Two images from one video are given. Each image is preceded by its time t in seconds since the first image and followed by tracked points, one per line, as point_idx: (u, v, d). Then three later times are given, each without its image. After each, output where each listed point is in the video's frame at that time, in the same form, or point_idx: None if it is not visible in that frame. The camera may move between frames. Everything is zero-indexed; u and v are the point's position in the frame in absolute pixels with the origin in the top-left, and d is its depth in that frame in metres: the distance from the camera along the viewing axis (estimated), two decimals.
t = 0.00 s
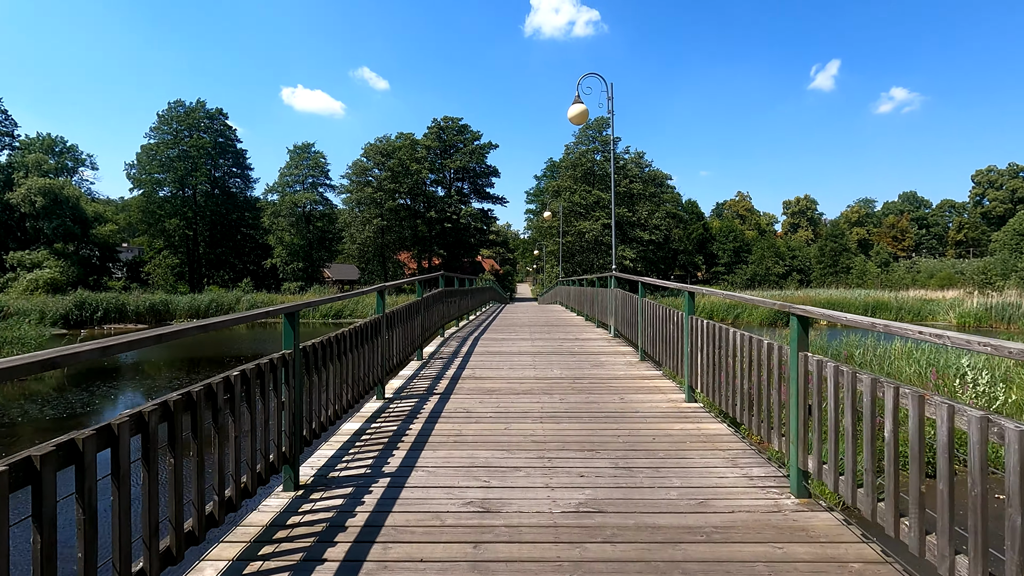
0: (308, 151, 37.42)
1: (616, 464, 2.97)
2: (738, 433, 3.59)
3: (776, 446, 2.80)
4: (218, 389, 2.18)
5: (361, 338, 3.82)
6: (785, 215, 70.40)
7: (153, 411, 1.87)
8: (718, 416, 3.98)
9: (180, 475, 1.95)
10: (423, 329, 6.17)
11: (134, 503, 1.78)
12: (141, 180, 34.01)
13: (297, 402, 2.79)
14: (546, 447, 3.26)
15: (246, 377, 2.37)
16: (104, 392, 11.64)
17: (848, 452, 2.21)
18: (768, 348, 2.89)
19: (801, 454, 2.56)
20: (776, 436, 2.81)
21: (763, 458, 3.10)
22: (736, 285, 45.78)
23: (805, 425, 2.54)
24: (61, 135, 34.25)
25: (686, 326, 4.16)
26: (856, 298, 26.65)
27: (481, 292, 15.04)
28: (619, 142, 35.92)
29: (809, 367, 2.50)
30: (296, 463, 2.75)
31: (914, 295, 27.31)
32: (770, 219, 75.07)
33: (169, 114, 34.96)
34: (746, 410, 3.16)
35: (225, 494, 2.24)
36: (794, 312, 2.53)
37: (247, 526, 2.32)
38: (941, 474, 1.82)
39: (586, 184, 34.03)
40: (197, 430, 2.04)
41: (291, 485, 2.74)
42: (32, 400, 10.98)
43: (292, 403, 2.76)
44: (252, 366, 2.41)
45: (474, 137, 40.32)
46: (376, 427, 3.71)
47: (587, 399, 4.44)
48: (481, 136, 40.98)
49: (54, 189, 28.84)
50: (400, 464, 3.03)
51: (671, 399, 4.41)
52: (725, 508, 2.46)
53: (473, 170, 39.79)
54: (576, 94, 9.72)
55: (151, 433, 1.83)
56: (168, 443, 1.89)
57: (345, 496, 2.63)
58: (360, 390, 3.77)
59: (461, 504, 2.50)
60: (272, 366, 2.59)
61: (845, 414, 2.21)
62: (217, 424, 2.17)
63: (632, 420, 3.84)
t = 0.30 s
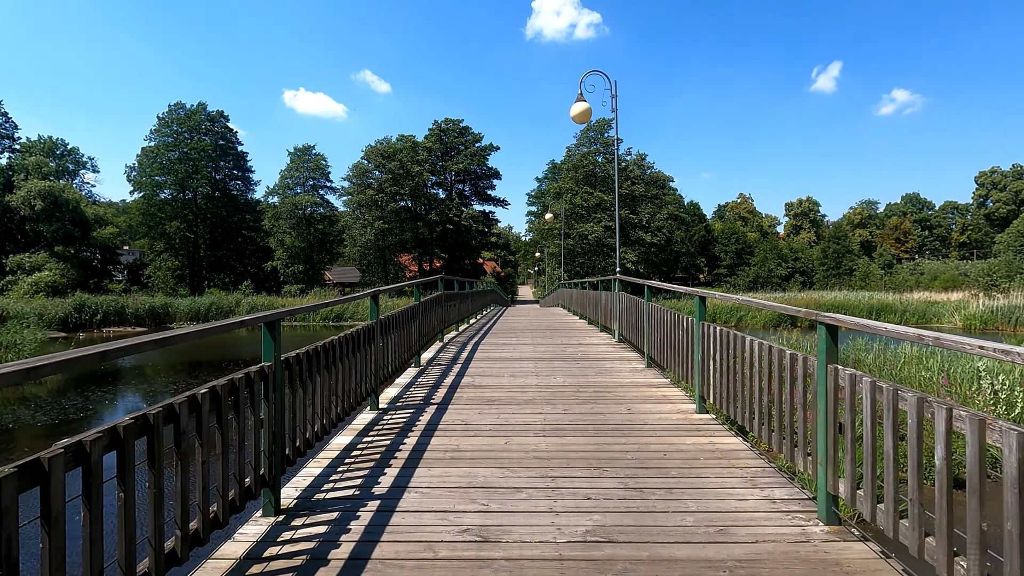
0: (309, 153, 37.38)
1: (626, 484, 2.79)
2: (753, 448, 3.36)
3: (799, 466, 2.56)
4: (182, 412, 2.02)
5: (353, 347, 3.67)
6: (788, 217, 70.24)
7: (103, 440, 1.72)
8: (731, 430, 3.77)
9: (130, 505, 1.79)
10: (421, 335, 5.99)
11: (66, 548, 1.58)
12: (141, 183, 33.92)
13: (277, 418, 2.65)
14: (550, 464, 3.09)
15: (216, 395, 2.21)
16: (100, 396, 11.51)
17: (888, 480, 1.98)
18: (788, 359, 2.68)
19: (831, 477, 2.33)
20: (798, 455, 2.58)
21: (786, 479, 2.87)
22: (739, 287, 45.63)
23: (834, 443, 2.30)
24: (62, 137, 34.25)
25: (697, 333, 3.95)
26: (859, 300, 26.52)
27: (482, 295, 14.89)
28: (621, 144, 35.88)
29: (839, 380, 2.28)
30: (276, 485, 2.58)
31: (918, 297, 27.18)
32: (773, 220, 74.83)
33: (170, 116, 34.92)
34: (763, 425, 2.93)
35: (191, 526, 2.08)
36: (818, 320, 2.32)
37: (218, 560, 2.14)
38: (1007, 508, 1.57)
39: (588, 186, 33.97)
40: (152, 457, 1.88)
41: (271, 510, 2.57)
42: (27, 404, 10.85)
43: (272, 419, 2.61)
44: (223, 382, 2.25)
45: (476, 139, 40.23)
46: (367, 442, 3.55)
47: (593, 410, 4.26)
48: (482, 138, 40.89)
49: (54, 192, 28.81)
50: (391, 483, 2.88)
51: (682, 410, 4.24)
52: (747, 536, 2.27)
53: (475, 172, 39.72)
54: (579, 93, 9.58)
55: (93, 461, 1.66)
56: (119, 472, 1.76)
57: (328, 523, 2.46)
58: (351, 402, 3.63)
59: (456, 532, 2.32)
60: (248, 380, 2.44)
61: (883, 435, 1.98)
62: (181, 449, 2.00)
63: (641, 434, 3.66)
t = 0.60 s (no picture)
0: (307, 153, 37.27)
1: (632, 507, 2.57)
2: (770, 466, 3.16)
3: (826, 489, 2.33)
4: (120, 437, 1.70)
5: (333, 356, 3.37)
6: (788, 217, 70.14)
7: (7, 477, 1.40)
8: (743, 443, 3.58)
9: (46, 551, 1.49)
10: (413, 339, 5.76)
11: None
12: (138, 183, 33.68)
13: (246, 437, 2.33)
14: (549, 483, 2.87)
15: (164, 416, 1.89)
16: (95, 398, 11.35)
17: (932, 512, 1.76)
18: (813, 370, 2.46)
19: (860, 503, 2.12)
20: (823, 478, 2.38)
21: (806, 500, 2.65)
22: (739, 287, 45.50)
23: (867, 466, 2.05)
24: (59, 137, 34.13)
25: (706, 340, 3.76)
26: (860, 300, 26.36)
27: (480, 296, 14.73)
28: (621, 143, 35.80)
29: (872, 397, 2.03)
30: (244, 512, 2.28)
31: (919, 297, 27.03)
32: (773, 220, 74.77)
33: (167, 116, 34.78)
34: (784, 443, 2.72)
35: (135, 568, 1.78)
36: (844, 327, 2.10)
37: None
38: None
39: (588, 186, 33.83)
40: (81, 494, 1.58)
41: (239, 540, 2.28)
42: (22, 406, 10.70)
43: (241, 440, 2.29)
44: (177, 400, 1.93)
45: (475, 139, 40.11)
46: (352, 457, 3.32)
47: (594, 422, 4.08)
48: (481, 138, 40.75)
49: (50, 192, 28.66)
50: (374, 507, 2.61)
51: (688, 420, 4.06)
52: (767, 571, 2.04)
53: (474, 172, 39.57)
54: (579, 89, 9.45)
55: None
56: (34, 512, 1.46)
57: (302, 554, 2.20)
58: (331, 417, 3.32)
59: (442, 566, 2.08)
60: (209, 396, 2.12)
61: (927, 463, 1.75)
62: (120, 483, 1.69)
63: (645, 448, 3.47)
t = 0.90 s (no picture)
0: (305, 153, 37.20)
1: (637, 530, 2.42)
2: (784, 480, 3.00)
3: (852, 511, 2.17)
4: (44, 469, 1.45)
5: (314, 364, 3.19)
6: (787, 217, 70.07)
7: None
8: (753, 454, 3.44)
9: None
10: (405, 340, 5.59)
11: None
12: (135, 184, 33.52)
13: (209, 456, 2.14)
14: (547, 503, 2.73)
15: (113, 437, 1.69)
16: (90, 400, 11.24)
17: (988, 549, 1.55)
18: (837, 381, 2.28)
19: (896, 532, 1.91)
20: (849, 499, 2.20)
21: (826, 522, 2.49)
22: (738, 288, 45.37)
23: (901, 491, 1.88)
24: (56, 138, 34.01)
25: (713, 345, 3.64)
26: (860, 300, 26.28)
27: (478, 298, 14.60)
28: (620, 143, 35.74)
29: (908, 414, 1.85)
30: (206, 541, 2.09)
31: (920, 297, 26.93)
32: (772, 221, 74.73)
33: (164, 117, 34.69)
34: (803, 458, 2.56)
35: None
36: (874, 334, 1.90)
37: None
38: None
39: (587, 186, 33.72)
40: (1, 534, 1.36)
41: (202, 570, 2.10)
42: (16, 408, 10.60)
43: (200, 460, 2.09)
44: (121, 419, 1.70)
45: (474, 140, 40.01)
46: (335, 472, 3.18)
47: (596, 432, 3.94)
48: (480, 139, 40.66)
49: (46, 193, 28.53)
50: (356, 531, 2.45)
51: (695, 430, 3.93)
52: None
53: (473, 173, 39.48)
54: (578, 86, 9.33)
55: None
56: None
57: None
58: (311, 430, 3.13)
59: None
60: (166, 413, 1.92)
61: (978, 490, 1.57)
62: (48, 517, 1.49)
63: (648, 461, 3.33)
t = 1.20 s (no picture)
0: (304, 153, 37.10)
1: (651, 560, 2.27)
2: (808, 499, 2.86)
3: (897, 543, 2.03)
4: None
5: (298, 373, 3.03)
6: (789, 216, 69.87)
7: None
8: (772, 468, 3.30)
9: None
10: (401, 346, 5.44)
11: None
12: (134, 184, 33.42)
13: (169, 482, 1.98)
14: (551, 527, 2.57)
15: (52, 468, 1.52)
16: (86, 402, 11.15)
17: None
18: (876, 396, 2.12)
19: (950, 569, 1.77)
20: (892, 529, 2.06)
21: (862, 548, 2.35)
22: (740, 288, 45.18)
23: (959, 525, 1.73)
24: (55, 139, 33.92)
25: (726, 350, 3.49)
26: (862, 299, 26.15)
27: (479, 299, 14.46)
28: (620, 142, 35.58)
29: (968, 437, 1.69)
30: None
31: (923, 296, 26.76)
32: (773, 220, 74.56)
33: (163, 117, 34.65)
34: (835, 479, 2.42)
35: None
36: (924, 343, 1.75)
37: None
38: None
39: (587, 184, 33.55)
40: None
41: None
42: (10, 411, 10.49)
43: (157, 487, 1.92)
44: (56, 449, 1.52)
45: (473, 139, 39.87)
46: (319, 491, 3.02)
47: (602, 443, 3.80)
48: (480, 138, 40.53)
49: (44, 193, 28.41)
50: (338, 561, 2.30)
51: (709, 442, 3.78)
52: None
53: (473, 172, 39.34)
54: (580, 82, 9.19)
55: None
56: None
57: None
58: (294, 445, 2.97)
59: None
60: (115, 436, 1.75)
61: None
62: None
63: (657, 477, 3.19)
